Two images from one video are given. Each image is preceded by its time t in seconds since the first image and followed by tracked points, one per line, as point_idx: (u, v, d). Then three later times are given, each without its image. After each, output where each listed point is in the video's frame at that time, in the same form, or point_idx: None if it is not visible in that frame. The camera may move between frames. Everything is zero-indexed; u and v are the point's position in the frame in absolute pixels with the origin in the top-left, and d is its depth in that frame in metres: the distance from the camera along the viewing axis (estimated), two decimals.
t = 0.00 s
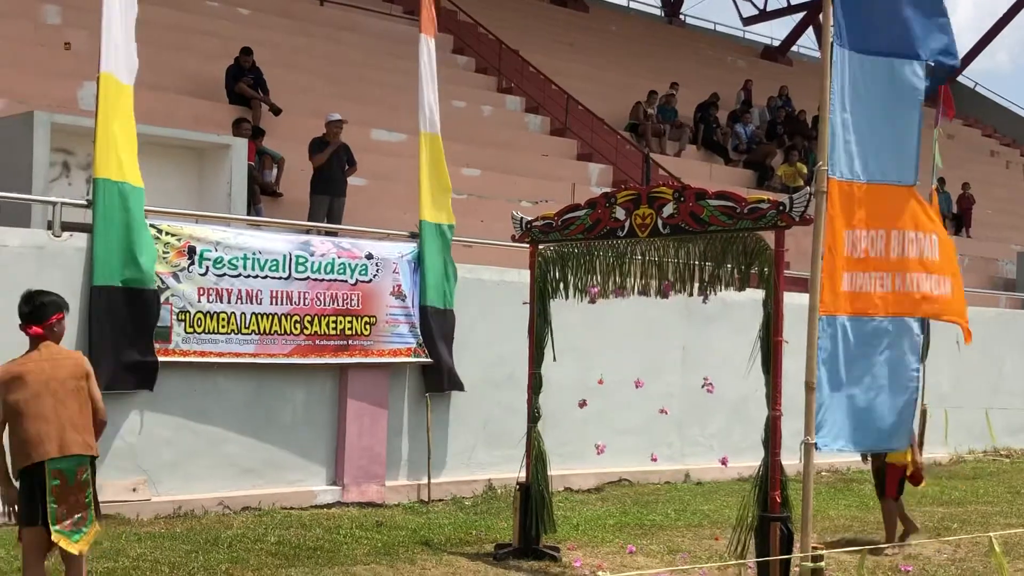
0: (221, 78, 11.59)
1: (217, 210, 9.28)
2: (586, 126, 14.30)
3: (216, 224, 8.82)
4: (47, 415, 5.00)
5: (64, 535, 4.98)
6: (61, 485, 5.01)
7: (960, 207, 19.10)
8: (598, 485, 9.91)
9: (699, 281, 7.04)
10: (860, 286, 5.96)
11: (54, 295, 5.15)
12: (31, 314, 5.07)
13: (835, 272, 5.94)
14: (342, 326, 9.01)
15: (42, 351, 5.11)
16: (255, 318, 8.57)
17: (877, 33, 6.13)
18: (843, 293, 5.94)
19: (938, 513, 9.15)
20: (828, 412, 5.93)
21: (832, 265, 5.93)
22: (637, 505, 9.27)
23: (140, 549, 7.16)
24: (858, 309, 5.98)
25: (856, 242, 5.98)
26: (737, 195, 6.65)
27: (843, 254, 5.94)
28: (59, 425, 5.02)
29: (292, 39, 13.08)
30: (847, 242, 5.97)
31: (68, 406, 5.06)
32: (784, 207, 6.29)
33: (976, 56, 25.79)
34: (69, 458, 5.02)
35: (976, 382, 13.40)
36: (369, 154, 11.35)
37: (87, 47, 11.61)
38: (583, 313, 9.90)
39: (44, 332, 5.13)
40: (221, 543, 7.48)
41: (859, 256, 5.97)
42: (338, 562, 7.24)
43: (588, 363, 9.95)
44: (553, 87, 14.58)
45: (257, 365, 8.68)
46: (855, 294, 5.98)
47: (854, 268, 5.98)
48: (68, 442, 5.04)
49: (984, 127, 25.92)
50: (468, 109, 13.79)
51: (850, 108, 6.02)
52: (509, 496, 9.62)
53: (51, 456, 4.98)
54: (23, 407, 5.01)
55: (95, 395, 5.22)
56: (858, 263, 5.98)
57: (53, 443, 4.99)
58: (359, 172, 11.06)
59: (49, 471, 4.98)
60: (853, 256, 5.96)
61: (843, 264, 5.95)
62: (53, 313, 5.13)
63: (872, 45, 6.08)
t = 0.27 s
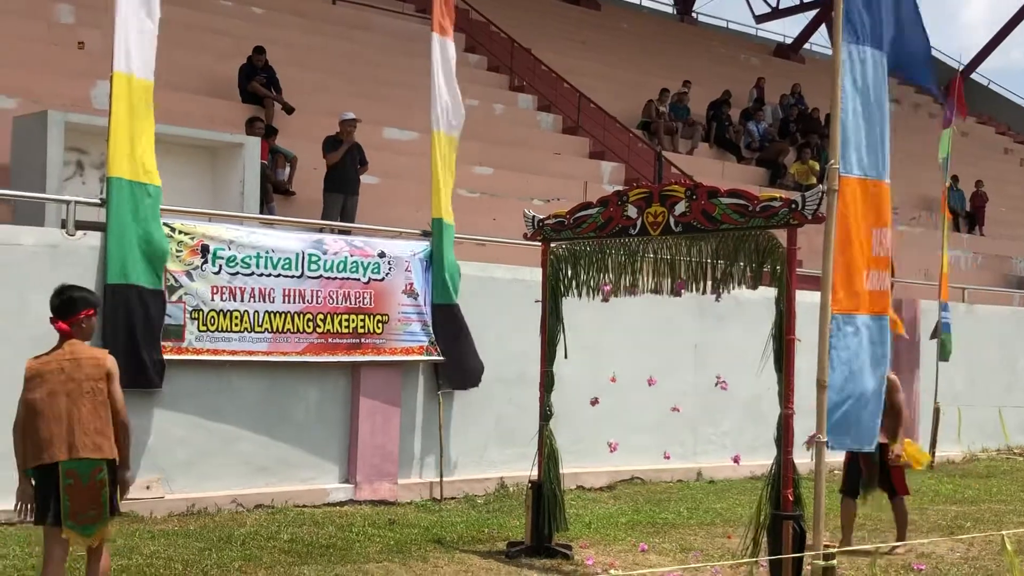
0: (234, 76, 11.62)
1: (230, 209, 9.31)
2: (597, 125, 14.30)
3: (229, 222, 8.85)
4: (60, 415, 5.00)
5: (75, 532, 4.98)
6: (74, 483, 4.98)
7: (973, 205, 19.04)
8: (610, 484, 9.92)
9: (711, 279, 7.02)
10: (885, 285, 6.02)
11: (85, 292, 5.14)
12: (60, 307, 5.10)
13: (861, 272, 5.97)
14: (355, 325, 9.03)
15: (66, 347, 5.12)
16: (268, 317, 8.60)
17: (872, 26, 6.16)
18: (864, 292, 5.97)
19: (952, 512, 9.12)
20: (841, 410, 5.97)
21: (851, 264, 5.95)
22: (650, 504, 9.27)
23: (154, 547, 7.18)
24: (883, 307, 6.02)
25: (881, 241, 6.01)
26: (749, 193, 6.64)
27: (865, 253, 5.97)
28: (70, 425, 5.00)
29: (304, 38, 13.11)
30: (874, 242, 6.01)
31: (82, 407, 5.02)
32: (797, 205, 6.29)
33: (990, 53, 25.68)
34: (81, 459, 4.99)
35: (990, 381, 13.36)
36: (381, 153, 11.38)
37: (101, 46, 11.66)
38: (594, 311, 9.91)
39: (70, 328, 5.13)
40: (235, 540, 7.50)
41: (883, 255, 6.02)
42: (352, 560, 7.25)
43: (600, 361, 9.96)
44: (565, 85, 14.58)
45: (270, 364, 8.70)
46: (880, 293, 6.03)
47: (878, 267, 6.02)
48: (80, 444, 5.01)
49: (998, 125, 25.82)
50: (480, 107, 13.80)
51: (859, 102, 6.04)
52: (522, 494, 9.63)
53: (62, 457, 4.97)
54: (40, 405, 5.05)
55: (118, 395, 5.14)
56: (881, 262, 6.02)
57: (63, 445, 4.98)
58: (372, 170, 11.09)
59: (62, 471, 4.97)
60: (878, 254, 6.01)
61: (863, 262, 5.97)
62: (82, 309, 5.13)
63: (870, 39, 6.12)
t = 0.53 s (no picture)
0: (242, 77, 11.64)
1: (237, 209, 9.33)
2: (604, 125, 14.29)
3: (237, 223, 8.86)
4: (79, 417, 5.03)
5: (92, 535, 4.99)
6: (92, 485, 5.02)
7: (981, 205, 19.01)
8: (618, 484, 9.92)
9: (719, 279, 7.01)
10: (872, 284, 5.96)
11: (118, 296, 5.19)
12: (94, 310, 5.14)
13: (847, 272, 5.91)
14: (363, 325, 9.04)
15: (95, 348, 5.14)
16: (277, 317, 8.61)
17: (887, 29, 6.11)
18: (854, 292, 5.92)
19: (960, 512, 9.11)
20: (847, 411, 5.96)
21: (845, 265, 5.89)
22: (657, 504, 9.26)
23: (162, 548, 7.17)
24: (868, 307, 5.97)
25: (866, 241, 5.97)
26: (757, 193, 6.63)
27: (855, 253, 5.91)
28: (89, 428, 5.02)
29: (313, 39, 13.14)
30: (858, 240, 5.95)
31: (102, 410, 5.03)
32: (805, 206, 6.28)
33: (998, 53, 25.63)
34: (99, 460, 5.02)
35: (998, 381, 13.34)
36: (388, 153, 11.40)
37: (109, 47, 11.69)
38: (601, 312, 9.90)
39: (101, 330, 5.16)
40: (243, 541, 7.51)
41: (868, 255, 5.96)
42: (359, 560, 7.25)
43: (607, 362, 9.96)
44: (573, 86, 14.58)
45: (278, 364, 8.72)
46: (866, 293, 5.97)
47: (865, 266, 5.96)
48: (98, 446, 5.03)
49: (1007, 125, 25.75)
50: (487, 108, 13.81)
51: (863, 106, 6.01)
52: (529, 495, 9.64)
53: (79, 458, 5.00)
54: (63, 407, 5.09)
55: (141, 401, 5.12)
56: (867, 261, 5.97)
57: (81, 446, 5.01)
58: (380, 171, 11.11)
59: (80, 471, 5.00)
60: (865, 254, 5.94)
61: (854, 262, 5.91)
62: (114, 312, 5.17)
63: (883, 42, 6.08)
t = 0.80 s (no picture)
0: (248, 78, 11.66)
1: (244, 211, 9.35)
2: (610, 125, 14.30)
3: (243, 224, 8.87)
4: (136, 418, 5.32)
5: (124, 533, 5.21)
6: (134, 485, 5.25)
7: (988, 205, 18.98)
8: (624, 485, 9.91)
9: (725, 280, 7.00)
10: (899, 284, 6.01)
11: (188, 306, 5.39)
12: (164, 318, 5.38)
13: (871, 272, 5.99)
14: (368, 326, 9.04)
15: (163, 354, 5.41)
16: (283, 318, 8.61)
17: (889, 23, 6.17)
18: (876, 293, 5.97)
19: (967, 513, 9.09)
20: (847, 412, 6.03)
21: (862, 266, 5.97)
22: (663, 505, 9.26)
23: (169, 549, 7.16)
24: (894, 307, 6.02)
25: (895, 241, 6.01)
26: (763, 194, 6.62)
27: (876, 254, 5.99)
28: (141, 431, 5.30)
29: (319, 40, 13.16)
30: (886, 241, 6.01)
31: (154, 415, 5.28)
32: (810, 206, 6.29)
33: (1005, 52, 25.57)
34: (145, 462, 5.26)
35: (1005, 381, 13.32)
36: (394, 154, 11.41)
37: (116, 48, 11.71)
38: (608, 312, 9.90)
39: (169, 338, 5.41)
40: (249, 542, 7.51)
41: (895, 255, 6.02)
42: (366, 561, 7.25)
43: (613, 362, 9.96)
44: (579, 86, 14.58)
45: (284, 365, 8.72)
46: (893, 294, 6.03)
47: (891, 267, 6.01)
48: (149, 449, 5.28)
49: (1014, 125, 25.71)
50: (493, 109, 13.82)
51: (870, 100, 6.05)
52: (535, 495, 9.64)
53: (131, 458, 5.29)
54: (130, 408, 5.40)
55: (193, 409, 5.29)
56: (892, 262, 6.02)
57: (134, 447, 5.30)
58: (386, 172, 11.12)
59: (127, 470, 5.28)
60: (890, 255, 6.01)
61: (874, 263, 5.99)
62: (183, 323, 5.38)
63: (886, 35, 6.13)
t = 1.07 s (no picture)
0: (251, 79, 11.67)
1: (247, 212, 9.37)
2: (613, 126, 14.30)
3: (246, 226, 8.88)
4: (193, 415, 5.46)
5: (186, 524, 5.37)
6: (194, 478, 5.41)
7: (990, 205, 18.98)
8: (626, 485, 9.92)
9: (728, 280, 6.99)
10: (877, 285, 5.96)
11: (243, 304, 5.56)
12: (222, 316, 5.55)
13: (854, 273, 5.92)
14: (371, 327, 9.05)
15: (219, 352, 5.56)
16: (286, 319, 8.61)
17: (891, 27, 6.11)
18: (861, 292, 5.92)
19: (970, 514, 9.10)
20: (851, 413, 5.96)
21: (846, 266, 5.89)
22: (666, 505, 9.26)
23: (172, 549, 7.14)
24: (875, 308, 5.97)
25: (872, 242, 5.98)
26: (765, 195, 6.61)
27: (858, 254, 5.93)
28: (198, 427, 5.43)
29: (322, 41, 13.17)
30: (864, 243, 5.97)
31: (210, 410, 5.42)
32: (813, 207, 6.27)
33: (1008, 53, 25.57)
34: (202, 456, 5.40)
35: (1008, 382, 13.32)
36: (397, 155, 11.42)
37: (118, 50, 11.73)
38: (610, 313, 9.90)
39: (227, 335, 5.56)
40: (252, 543, 7.50)
41: (874, 256, 5.97)
42: (369, 562, 7.25)
43: (616, 363, 9.96)
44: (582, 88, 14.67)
45: (287, 366, 8.72)
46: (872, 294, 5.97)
47: (869, 267, 5.97)
48: (205, 444, 5.42)
49: (1016, 126, 25.71)
50: (495, 109, 13.84)
51: (867, 106, 6.01)
52: (538, 496, 9.64)
53: (189, 453, 5.43)
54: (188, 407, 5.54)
55: (248, 405, 5.43)
56: (872, 262, 5.97)
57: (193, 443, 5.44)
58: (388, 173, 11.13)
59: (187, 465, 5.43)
60: (870, 256, 5.96)
61: (857, 263, 5.92)
62: (240, 319, 5.54)
63: (885, 39, 6.07)
